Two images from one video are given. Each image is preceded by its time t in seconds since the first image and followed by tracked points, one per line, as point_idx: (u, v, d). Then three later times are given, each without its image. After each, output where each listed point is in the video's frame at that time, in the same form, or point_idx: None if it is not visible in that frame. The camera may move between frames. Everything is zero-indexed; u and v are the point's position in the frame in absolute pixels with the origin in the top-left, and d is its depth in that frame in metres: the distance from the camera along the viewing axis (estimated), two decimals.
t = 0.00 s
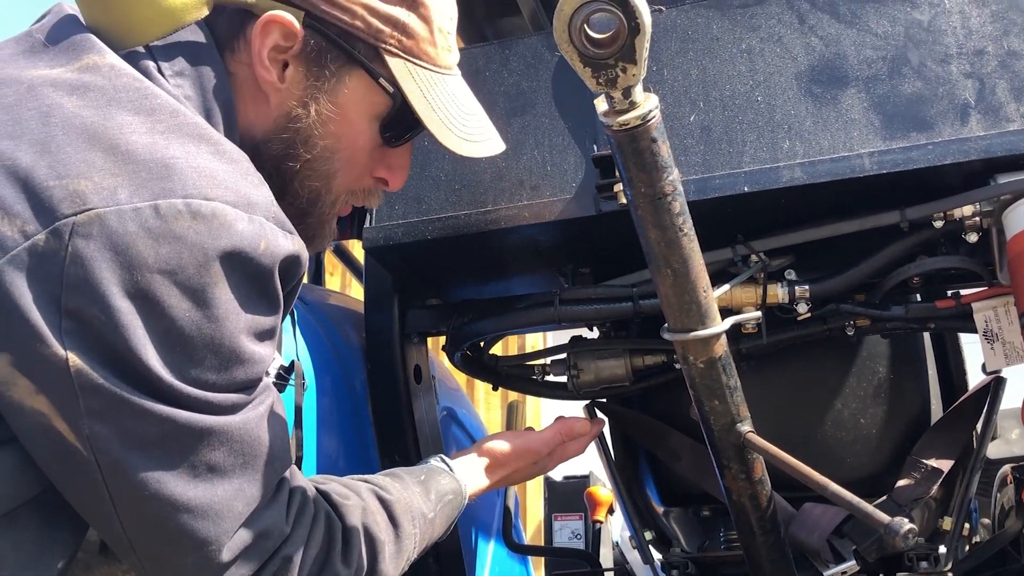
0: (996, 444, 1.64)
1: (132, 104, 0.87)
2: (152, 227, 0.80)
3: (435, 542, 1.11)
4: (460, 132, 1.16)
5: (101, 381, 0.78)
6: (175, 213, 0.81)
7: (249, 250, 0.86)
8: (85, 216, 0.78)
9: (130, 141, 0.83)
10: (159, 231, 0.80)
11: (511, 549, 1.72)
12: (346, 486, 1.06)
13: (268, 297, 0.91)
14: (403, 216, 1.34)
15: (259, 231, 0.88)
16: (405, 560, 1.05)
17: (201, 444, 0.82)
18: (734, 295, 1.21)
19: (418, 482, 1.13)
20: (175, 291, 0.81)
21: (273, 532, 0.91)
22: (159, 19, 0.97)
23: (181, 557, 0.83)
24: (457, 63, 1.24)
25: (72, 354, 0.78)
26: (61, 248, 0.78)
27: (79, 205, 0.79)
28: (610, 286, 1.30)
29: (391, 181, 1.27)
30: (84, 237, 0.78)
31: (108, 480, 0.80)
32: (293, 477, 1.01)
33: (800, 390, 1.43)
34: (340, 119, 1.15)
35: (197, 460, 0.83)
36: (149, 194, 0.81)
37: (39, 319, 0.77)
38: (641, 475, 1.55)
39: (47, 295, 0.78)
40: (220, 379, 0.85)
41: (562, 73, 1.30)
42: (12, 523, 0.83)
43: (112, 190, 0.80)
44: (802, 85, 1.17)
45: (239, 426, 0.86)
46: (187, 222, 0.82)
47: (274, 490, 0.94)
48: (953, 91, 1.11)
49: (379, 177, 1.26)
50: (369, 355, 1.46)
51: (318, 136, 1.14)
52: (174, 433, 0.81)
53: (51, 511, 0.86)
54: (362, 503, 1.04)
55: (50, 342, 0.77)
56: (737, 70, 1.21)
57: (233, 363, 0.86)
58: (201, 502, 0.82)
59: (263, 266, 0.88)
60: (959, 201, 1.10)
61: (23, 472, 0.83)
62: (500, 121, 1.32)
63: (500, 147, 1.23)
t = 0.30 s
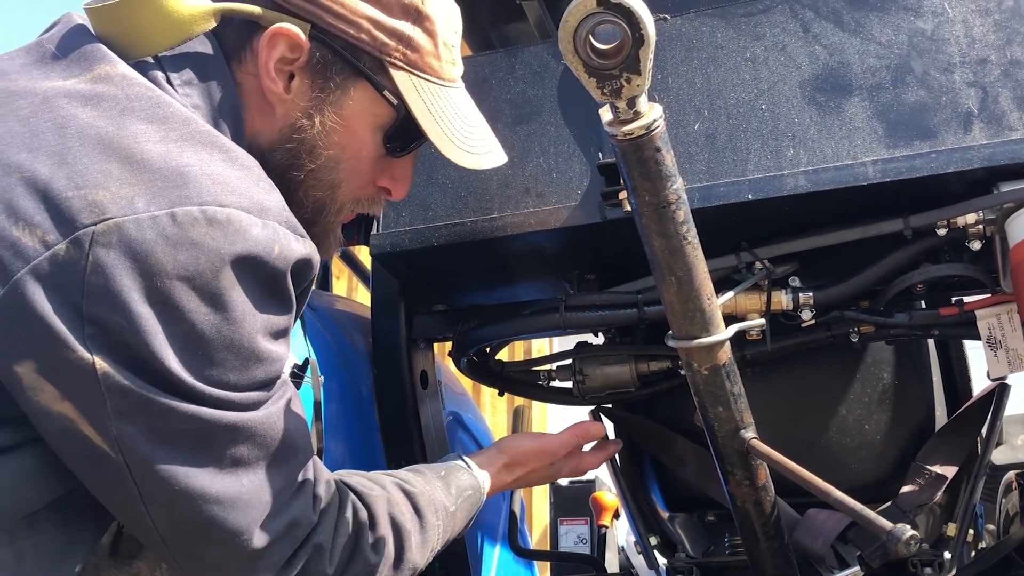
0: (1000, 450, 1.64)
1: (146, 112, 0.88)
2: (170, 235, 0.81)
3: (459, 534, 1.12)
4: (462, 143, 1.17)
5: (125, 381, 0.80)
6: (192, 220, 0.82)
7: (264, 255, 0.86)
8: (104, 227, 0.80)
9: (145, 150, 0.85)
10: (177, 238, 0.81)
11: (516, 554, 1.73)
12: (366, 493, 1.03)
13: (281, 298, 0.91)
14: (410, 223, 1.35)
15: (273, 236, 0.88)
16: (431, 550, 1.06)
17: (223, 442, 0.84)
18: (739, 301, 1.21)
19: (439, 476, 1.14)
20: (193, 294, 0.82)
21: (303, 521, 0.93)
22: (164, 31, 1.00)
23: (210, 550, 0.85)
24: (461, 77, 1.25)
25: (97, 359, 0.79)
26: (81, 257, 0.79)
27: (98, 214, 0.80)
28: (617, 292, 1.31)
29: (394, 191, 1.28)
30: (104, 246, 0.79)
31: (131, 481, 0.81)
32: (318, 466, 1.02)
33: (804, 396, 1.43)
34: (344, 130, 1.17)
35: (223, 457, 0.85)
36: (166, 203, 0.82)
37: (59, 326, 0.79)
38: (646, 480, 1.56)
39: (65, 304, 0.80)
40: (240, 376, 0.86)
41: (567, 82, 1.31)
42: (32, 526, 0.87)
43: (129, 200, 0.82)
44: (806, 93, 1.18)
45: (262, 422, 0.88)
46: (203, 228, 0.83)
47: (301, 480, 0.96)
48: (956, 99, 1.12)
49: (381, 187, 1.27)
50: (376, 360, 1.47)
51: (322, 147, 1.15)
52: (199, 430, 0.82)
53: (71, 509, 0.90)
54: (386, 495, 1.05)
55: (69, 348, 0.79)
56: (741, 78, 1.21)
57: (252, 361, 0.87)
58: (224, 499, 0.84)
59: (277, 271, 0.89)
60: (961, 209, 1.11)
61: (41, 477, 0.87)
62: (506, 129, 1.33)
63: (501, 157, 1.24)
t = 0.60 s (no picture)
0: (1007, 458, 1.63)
1: (176, 107, 0.95)
2: (220, 226, 0.88)
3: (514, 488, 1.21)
4: (467, 148, 1.17)
5: (191, 365, 0.88)
6: (238, 211, 0.90)
7: (306, 238, 0.95)
8: (155, 224, 0.86)
9: (183, 144, 0.92)
10: (225, 228, 0.89)
11: (522, 558, 1.74)
12: (426, 486, 1.08)
13: (314, 272, 1.00)
14: (418, 229, 1.36)
15: (310, 220, 0.97)
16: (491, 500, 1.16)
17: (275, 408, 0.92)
18: (745, 308, 1.22)
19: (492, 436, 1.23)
20: (247, 279, 0.90)
21: (376, 465, 1.03)
22: (168, 40, 1.04)
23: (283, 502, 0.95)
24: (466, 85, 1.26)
25: (164, 348, 0.88)
26: (137, 256, 0.86)
27: (149, 213, 0.87)
28: (622, 298, 1.32)
29: (399, 199, 1.32)
30: (157, 243, 0.86)
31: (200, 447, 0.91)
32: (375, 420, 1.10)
33: (810, 402, 1.43)
34: (349, 138, 1.20)
35: (285, 420, 0.94)
36: (210, 196, 0.89)
37: (115, 322, 0.87)
38: (651, 485, 1.56)
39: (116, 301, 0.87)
40: (292, 349, 0.94)
41: (574, 89, 1.32)
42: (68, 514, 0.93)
43: (175, 196, 0.88)
44: (812, 101, 1.19)
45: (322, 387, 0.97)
46: (249, 218, 0.90)
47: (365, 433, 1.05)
48: (960, 108, 1.12)
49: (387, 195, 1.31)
50: (383, 365, 1.48)
51: (328, 155, 1.20)
52: (266, 401, 0.92)
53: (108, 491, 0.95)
54: (447, 448, 1.15)
55: (132, 339, 0.87)
56: (748, 86, 1.22)
57: (303, 333, 0.96)
58: (291, 458, 0.94)
59: (313, 253, 0.97)
60: (967, 216, 1.11)
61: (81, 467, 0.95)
62: (513, 136, 1.35)
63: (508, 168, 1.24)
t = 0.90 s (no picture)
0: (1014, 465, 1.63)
1: (195, 107, 0.96)
2: (241, 225, 0.90)
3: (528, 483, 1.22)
4: (471, 127, 1.19)
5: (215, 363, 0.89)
6: (259, 209, 0.91)
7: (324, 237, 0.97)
8: (178, 224, 0.88)
9: (203, 144, 0.93)
10: (247, 227, 0.90)
11: (528, 563, 1.74)
12: (442, 482, 1.09)
13: (329, 270, 1.01)
14: (426, 235, 1.37)
15: (328, 219, 0.98)
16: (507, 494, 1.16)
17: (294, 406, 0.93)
18: (752, 315, 1.23)
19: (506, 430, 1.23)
20: (269, 277, 0.91)
21: (393, 460, 1.03)
22: (176, 40, 1.08)
23: (306, 497, 0.96)
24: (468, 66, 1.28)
25: (189, 348, 0.89)
26: (160, 255, 0.88)
27: (172, 213, 0.89)
28: (628, 305, 1.33)
29: (415, 191, 1.31)
30: (181, 242, 0.88)
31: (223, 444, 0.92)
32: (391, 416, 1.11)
33: (816, 409, 1.44)
34: (350, 123, 1.21)
35: (304, 416, 0.95)
36: (231, 196, 0.91)
37: (140, 321, 0.88)
38: (658, 491, 1.56)
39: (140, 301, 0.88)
40: (312, 345, 0.95)
41: (582, 97, 1.33)
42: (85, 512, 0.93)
43: (197, 195, 0.90)
44: (818, 110, 1.19)
45: (341, 382, 0.98)
46: (270, 216, 0.92)
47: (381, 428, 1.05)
48: (967, 116, 1.13)
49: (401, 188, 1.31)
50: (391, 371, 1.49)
51: (331, 144, 1.21)
52: (287, 398, 0.93)
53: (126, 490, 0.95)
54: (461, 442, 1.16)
55: (155, 337, 0.88)
56: (755, 95, 1.23)
57: (322, 330, 0.97)
58: (311, 455, 0.94)
59: (331, 252, 0.99)
60: (974, 224, 1.12)
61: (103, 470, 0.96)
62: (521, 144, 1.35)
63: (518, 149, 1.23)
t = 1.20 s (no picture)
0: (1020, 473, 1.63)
1: (198, 109, 0.97)
2: (242, 224, 0.90)
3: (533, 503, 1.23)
4: (471, 108, 1.20)
5: (214, 362, 0.89)
6: (260, 208, 0.92)
7: (326, 237, 0.97)
8: (179, 222, 0.89)
9: (206, 144, 0.94)
10: (248, 226, 0.91)
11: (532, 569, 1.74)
12: (443, 500, 1.11)
13: (335, 273, 1.02)
14: (432, 241, 1.38)
15: (331, 219, 0.99)
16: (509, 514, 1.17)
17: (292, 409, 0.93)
18: (757, 321, 1.23)
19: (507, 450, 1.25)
20: (269, 276, 0.92)
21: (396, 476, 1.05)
22: (175, 40, 1.06)
23: (296, 510, 0.96)
24: (465, 49, 1.28)
25: (188, 346, 0.89)
26: (161, 253, 0.88)
27: (174, 211, 0.89)
28: (633, 311, 1.33)
29: (420, 181, 1.31)
30: (181, 240, 0.88)
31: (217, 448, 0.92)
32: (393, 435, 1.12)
33: (821, 415, 1.44)
34: (348, 110, 1.21)
35: (303, 423, 0.95)
36: (232, 194, 0.91)
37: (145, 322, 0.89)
38: (663, 497, 1.56)
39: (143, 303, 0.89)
40: (313, 349, 0.96)
41: (588, 103, 1.33)
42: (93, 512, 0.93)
43: (199, 194, 0.90)
44: (824, 116, 1.19)
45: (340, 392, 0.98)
46: (271, 215, 0.92)
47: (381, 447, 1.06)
48: (972, 123, 1.13)
49: (406, 178, 1.30)
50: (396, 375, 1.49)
51: (331, 133, 1.21)
52: (286, 402, 0.93)
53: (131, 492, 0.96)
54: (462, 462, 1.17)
55: (157, 336, 0.89)
56: (761, 101, 1.23)
57: (324, 334, 0.97)
58: (310, 464, 0.95)
59: (333, 252, 0.99)
60: (980, 231, 1.12)
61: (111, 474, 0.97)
62: (528, 150, 1.35)
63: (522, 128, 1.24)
